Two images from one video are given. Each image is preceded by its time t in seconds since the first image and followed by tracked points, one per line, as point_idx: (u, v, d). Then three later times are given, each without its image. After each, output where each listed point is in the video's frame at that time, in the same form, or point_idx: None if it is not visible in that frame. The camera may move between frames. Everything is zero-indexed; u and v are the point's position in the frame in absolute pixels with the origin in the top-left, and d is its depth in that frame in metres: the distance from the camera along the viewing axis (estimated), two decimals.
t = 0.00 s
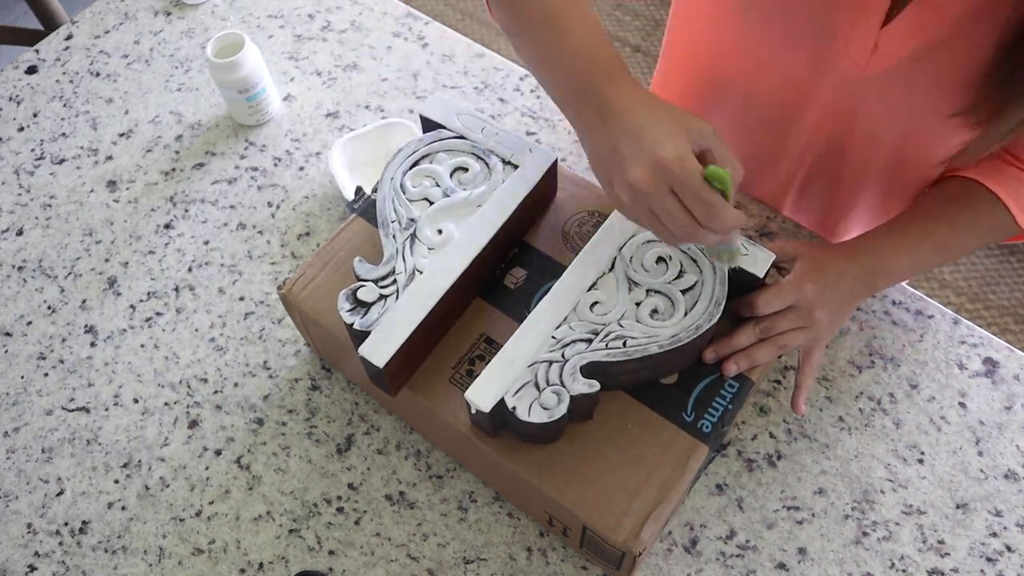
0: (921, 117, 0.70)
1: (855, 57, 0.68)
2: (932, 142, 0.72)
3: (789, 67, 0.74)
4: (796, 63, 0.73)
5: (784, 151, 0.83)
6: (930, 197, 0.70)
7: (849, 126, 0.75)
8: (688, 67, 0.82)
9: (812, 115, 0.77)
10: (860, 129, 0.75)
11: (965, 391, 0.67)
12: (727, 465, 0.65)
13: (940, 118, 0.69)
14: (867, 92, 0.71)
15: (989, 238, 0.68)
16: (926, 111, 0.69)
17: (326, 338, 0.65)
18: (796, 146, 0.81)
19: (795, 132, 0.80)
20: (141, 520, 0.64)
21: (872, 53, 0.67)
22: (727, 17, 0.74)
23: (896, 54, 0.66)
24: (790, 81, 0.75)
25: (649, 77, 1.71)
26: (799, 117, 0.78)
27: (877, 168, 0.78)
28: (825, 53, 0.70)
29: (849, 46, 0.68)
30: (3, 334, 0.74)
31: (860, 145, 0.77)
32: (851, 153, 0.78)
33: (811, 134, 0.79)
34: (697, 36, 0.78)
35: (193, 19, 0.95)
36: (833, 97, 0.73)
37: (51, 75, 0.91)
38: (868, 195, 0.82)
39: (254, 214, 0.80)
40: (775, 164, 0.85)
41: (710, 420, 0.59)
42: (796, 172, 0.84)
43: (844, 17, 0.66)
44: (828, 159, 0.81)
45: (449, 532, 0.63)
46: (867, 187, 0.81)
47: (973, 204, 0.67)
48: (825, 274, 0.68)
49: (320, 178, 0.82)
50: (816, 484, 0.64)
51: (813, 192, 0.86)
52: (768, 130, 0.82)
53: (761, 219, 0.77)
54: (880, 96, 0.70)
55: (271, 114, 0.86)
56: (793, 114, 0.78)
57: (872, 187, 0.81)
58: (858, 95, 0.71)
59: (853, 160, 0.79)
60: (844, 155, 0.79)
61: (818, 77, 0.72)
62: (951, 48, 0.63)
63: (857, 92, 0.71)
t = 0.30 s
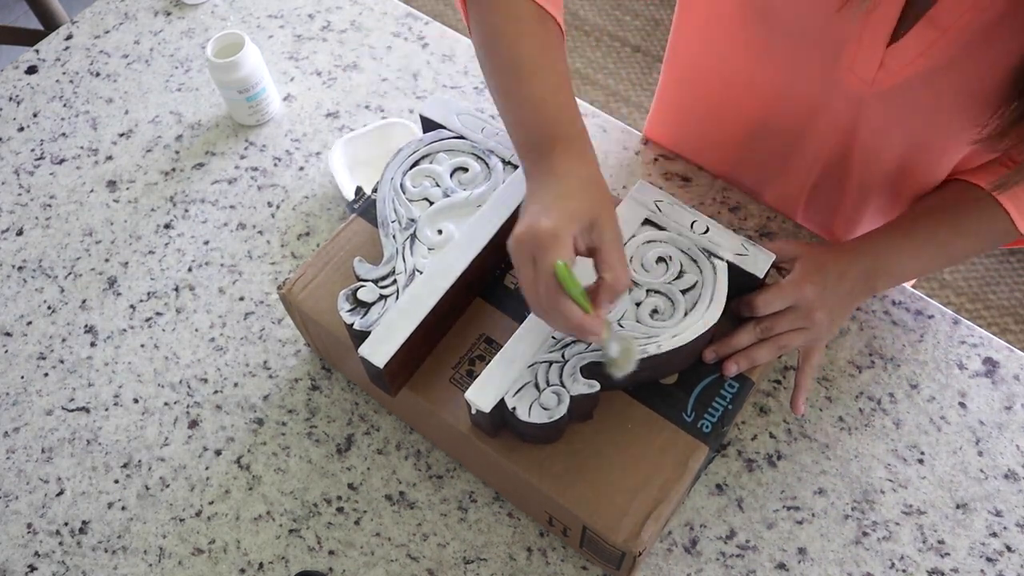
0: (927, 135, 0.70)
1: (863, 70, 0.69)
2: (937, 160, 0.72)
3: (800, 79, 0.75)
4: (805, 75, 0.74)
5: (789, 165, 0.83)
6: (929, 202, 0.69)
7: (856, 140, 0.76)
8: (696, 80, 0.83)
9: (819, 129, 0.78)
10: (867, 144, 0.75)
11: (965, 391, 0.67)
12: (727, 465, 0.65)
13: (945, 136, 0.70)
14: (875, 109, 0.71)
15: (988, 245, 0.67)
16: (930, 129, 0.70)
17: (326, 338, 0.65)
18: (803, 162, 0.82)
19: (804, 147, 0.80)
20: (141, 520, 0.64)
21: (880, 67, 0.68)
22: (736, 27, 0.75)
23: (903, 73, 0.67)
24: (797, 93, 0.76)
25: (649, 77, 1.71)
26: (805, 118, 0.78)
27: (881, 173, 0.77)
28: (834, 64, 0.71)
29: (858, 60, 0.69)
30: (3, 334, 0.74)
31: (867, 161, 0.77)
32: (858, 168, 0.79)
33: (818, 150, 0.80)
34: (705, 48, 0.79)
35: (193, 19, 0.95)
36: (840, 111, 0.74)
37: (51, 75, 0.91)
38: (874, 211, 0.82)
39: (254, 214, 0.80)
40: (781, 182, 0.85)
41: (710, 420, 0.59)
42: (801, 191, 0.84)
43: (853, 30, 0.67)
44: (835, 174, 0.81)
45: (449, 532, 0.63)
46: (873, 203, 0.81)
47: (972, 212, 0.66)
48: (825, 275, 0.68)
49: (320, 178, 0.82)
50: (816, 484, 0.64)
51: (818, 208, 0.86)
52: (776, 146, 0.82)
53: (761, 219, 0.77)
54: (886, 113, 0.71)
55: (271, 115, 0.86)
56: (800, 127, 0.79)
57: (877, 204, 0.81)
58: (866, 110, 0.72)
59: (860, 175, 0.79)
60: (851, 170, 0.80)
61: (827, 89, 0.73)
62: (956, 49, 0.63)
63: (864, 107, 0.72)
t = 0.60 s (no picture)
0: (935, 144, 0.70)
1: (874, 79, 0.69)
2: (944, 173, 0.72)
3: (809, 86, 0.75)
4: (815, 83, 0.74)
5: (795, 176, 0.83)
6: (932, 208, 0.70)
7: (863, 150, 0.76)
8: (703, 89, 0.83)
9: (826, 135, 0.78)
10: (875, 154, 0.75)
11: (965, 391, 0.67)
12: (727, 465, 0.65)
13: (954, 148, 0.70)
14: (884, 118, 0.71)
15: (990, 253, 0.68)
16: (938, 140, 0.70)
17: (326, 338, 0.65)
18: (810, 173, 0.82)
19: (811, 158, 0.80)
20: (141, 520, 0.64)
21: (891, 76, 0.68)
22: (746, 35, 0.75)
23: (914, 82, 0.67)
24: (806, 101, 0.76)
25: (649, 77, 1.71)
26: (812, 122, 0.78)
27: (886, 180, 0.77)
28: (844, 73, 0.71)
29: (869, 68, 0.69)
30: (3, 334, 0.74)
31: (875, 171, 0.77)
32: (865, 178, 0.79)
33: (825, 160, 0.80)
34: (714, 55, 0.79)
35: (193, 19, 0.95)
36: (849, 120, 0.74)
37: (51, 75, 0.91)
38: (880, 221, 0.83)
39: (254, 215, 0.80)
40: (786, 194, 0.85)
41: (710, 420, 0.59)
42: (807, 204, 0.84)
43: (865, 36, 0.67)
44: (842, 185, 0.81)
45: (449, 532, 0.63)
46: (879, 213, 0.81)
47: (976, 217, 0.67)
48: (825, 275, 0.68)
49: (320, 179, 0.82)
50: (816, 484, 0.64)
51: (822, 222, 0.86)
52: (783, 156, 0.82)
53: (760, 219, 0.77)
54: (895, 122, 0.71)
55: (271, 115, 0.86)
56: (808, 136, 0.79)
57: (884, 214, 0.81)
58: (875, 119, 0.72)
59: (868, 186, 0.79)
60: (857, 180, 0.80)
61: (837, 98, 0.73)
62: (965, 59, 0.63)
63: (873, 117, 0.72)
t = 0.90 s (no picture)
0: (942, 147, 0.70)
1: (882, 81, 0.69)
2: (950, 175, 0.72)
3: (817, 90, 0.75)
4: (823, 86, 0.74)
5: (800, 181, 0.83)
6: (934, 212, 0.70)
7: (870, 153, 0.76)
8: (709, 91, 0.83)
9: (832, 137, 0.77)
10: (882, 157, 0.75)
11: (965, 391, 0.67)
12: (727, 465, 0.65)
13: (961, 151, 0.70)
14: (892, 122, 0.71)
15: (993, 259, 0.67)
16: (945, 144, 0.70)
17: (326, 338, 0.65)
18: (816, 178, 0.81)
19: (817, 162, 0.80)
20: (141, 520, 0.64)
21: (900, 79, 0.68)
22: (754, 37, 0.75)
23: (923, 85, 0.67)
24: (813, 104, 0.76)
25: (649, 77, 1.71)
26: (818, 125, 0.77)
27: (892, 183, 0.77)
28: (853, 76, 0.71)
29: (878, 71, 0.69)
30: (3, 334, 0.74)
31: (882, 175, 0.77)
32: (871, 182, 0.79)
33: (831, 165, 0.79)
34: (721, 58, 0.79)
35: (193, 19, 0.95)
36: (857, 124, 0.74)
37: (51, 75, 0.91)
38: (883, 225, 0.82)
39: (254, 214, 0.80)
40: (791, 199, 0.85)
41: (710, 420, 0.59)
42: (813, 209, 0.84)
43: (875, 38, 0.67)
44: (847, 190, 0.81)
45: (449, 532, 0.63)
46: (884, 218, 0.81)
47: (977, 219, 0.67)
48: (825, 275, 0.68)
49: (320, 179, 0.82)
50: (816, 484, 0.64)
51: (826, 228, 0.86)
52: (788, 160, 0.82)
53: (760, 219, 0.77)
54: (903, 126, 0.71)
55: (271, 115, 0.86)
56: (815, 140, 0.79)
57: (888, 219, 0.81)
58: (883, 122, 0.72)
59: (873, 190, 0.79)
60: (863, 184, 0.79)
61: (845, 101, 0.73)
62: (975, 62, 0.63)
63: (881, 120, 0.72)
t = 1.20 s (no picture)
0: (942, 143, 0.71)
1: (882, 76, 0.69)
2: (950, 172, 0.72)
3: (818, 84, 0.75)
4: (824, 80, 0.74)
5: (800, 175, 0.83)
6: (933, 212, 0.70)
7: (871, 150, 0.76)
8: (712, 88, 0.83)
9: (833, 135, 0.77)
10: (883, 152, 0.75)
11: (965, 391, 0.67)
12: (727, 465, 0.65)
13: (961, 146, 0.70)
14: (893, 117, 0.71)
15: (993, 257, 0.67)
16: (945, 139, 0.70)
17: (326, 339, 0.65)
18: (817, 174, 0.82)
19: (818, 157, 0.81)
20: (141, 520, 0.64)
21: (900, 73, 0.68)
22: (755, 33, 0.76)
23: (923, 79, 0.67)
24: (814, 101, 0.76)
25: (649, 77, 1.71)
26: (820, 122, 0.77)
27: (893, 180, 0.77)
28: (853, 70, 0.71)
29: (879, 66, 0.69)
30: (3, 334, 0.74)
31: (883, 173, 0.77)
32: (873, 180, 0.79)
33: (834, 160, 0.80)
34: (723, 55, 0.79)
35: (193, 19, 0.95)
36: (857, 119, 0.74)
37: (51, 75, 0.91)
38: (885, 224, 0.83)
39: (254, 215, 0.80)
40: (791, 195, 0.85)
41: (710, 420, 0.59)
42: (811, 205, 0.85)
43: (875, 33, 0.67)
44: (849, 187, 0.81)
45: (449, 532, 0.63)
46: (886, 215, 0.81)
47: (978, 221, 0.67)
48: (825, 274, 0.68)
49: (319, 179, 0.82)
50: (816, 484, 0.64)
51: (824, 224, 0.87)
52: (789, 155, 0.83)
53: (760, 219, 0.77)
54: (904, 120, 0.71)
55: (271, 115, 0.86)
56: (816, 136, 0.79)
57: (890, 216, 0.81)
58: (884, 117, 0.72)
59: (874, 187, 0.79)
60: (865, 181, 0.80)
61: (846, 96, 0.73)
62: (974, 56, 0.63)
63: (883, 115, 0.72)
